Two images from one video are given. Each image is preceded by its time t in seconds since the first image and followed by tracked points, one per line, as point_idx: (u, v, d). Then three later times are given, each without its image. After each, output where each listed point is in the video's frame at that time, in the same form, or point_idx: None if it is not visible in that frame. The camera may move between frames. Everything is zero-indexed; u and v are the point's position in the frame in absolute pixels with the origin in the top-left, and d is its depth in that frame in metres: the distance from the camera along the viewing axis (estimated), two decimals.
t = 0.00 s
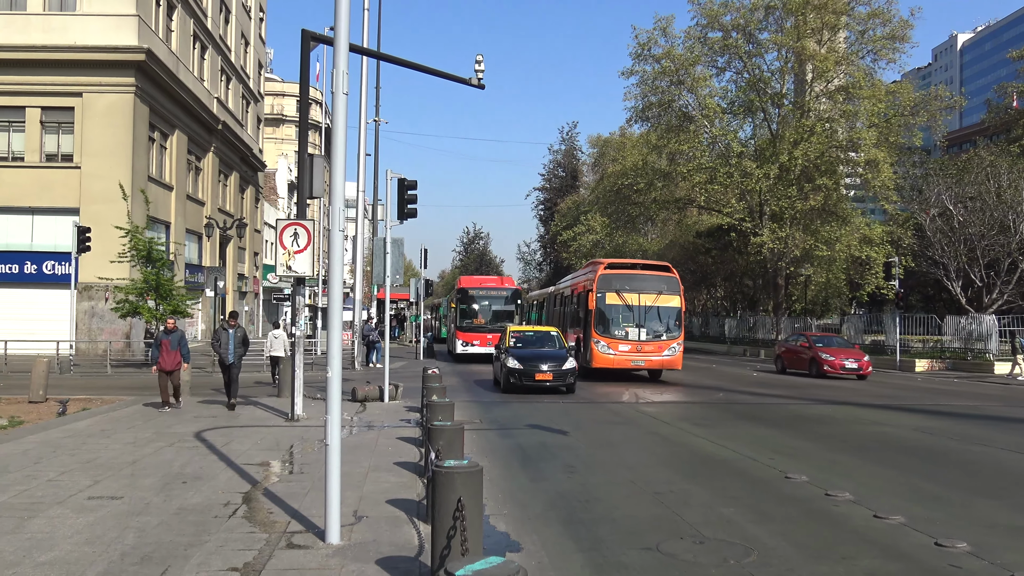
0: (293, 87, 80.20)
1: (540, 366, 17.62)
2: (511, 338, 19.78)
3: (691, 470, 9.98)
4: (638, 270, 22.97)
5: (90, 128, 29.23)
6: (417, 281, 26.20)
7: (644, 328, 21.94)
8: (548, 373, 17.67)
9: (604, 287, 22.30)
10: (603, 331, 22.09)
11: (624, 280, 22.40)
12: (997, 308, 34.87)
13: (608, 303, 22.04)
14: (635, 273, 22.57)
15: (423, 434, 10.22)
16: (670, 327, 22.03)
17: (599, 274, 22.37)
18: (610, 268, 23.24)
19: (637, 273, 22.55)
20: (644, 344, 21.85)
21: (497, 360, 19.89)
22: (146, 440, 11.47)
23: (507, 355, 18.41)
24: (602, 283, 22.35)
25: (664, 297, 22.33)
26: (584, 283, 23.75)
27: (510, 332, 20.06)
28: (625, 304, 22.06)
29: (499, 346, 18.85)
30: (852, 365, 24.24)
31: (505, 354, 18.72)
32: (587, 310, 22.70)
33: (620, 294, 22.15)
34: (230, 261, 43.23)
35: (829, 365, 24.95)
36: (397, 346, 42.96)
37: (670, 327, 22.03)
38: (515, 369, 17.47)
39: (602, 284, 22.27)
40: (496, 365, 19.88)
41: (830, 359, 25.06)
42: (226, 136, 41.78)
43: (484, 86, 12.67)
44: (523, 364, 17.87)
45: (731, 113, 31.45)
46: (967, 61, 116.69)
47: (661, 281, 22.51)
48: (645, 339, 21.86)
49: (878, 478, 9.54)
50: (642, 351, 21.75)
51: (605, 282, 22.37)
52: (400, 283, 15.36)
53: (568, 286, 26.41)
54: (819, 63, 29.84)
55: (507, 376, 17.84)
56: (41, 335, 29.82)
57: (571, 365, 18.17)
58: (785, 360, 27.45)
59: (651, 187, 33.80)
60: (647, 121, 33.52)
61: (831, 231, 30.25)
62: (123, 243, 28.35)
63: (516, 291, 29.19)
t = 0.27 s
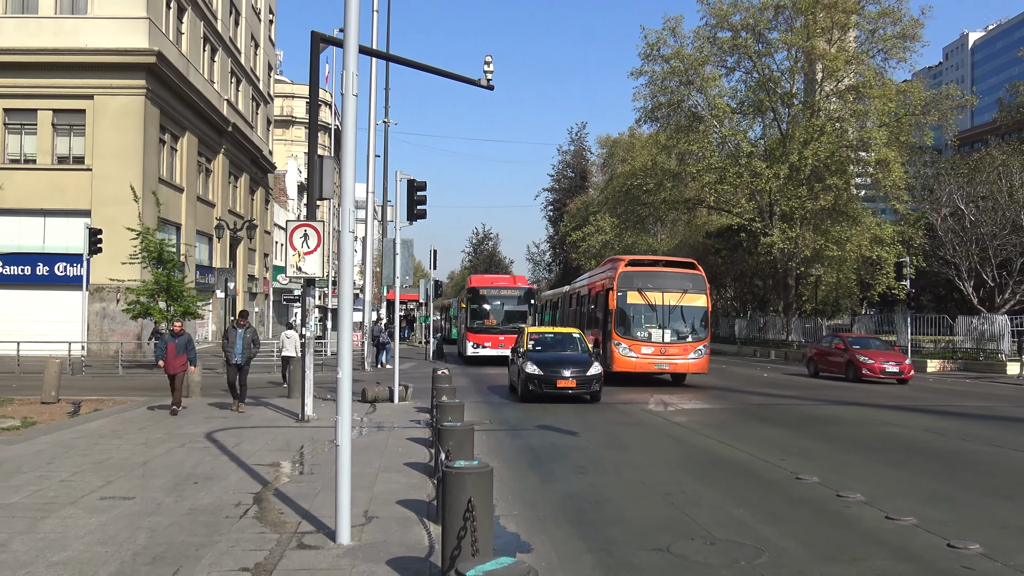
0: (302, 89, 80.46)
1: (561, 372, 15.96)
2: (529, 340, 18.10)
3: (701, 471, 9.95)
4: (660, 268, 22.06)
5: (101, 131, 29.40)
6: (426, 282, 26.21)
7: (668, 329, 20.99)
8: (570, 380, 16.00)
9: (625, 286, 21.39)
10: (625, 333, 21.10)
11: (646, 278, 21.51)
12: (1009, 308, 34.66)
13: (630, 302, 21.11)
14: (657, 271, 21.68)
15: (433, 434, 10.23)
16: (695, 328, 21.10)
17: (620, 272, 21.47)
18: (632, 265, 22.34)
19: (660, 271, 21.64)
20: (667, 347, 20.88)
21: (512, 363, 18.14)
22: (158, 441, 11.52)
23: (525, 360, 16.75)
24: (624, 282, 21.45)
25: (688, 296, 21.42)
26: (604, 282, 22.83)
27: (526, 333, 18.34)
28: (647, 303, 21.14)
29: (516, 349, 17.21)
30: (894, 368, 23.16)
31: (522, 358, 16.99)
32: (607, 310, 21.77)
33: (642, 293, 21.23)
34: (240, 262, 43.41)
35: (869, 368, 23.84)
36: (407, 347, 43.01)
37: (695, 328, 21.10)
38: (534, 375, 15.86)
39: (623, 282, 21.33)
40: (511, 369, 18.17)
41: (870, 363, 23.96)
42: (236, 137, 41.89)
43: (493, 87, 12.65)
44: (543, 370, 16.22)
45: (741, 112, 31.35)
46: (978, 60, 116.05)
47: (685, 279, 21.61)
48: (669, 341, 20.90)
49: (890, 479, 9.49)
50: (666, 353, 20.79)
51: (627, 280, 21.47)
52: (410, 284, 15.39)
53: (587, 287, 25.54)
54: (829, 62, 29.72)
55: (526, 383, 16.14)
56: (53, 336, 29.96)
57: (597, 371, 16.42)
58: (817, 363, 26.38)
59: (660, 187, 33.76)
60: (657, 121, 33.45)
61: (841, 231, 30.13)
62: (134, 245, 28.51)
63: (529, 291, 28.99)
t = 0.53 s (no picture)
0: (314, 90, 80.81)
1: (589, 381, 14.11)
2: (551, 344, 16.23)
3: (714, 473, 9.90)
4: (689, 263, 20.16)
5: (115, 133, 29.62)
6: (438, 283, 26.21)
7: (698, 330, 19.13)
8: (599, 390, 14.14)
9: (650, 283, 19.49)
10: (651, 334, 19.26)
11: (674, 275, 19.55)
12: None
13: (656, 301, 19.26)
14: (686, 266, 19.73)
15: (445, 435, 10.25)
16: (727, 329, 19.25)
17: (646, 268, 19.60)
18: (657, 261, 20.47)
19: (690, 266, 19.67)
20: (697, 350, 19.01)
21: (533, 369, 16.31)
22: (172, 441, 11.58)
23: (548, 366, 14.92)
24: (649, 278, 19.54)
25: (720, 295, 19.53)
26: (628, 278, 20.98)
27: (548, 335, 16.47)
28: (675, 303, 19.28)
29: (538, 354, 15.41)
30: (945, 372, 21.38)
31: (545, 364, 15.13)
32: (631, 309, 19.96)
33: (669, 291, 19.35)
34: (253, 264, 43.59)
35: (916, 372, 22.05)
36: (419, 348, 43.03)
37: (727, 329, 19.25)
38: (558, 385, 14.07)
39: (648, 279, 19.48)
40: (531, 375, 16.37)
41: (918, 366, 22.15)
42: (248, 139, 42.05)
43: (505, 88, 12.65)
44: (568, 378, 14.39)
45: (753, 112, 31.22)
46: (992, 59, 115.21)
47: (716, 277, 19.68)
48: (699, 344, 19.03)
49: (905, 481, 9.40)
50: (696, 357, 18.92)
51: (652, 277, 19.56)
52: (422, 285, 15.41)
53: (608, 284, 23.86)
54: (842, 62, 29.57)
55: (549, 394, 14.30)
56: (69, 337, 30.15)
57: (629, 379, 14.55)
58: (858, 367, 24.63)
59: (672, 187, 33.69)
60: (669, 121, 33.37)
61: (854, 231, 29.96)
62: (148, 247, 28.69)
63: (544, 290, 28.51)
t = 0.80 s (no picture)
0: (326, 92, 81.12)
1: (620, 390, 12.63)
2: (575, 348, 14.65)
3: (726, 474, 9.86)
4: (719, 260, 18.92)
5: (129, 135, 29.83)
6: (450, 283, 26.21)
7: (728, 332, 17.88)
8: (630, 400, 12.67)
9: (678, 281, 18.31)
10: (677, 337, 18.05)
11: (703, 272, 18.34)
12: None
13: (684, 301, 18.07)
14: (714, 263, 18.52)
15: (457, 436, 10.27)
16: (760, 331, 17.99)
17: (672, 266, 18.42)
18: (685, 258, 19.29)
19: (719, 263, 18.46)
20: (728, 352, 17.78)
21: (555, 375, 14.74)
22: (185, 441, 11.63)
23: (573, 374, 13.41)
24: (676, 276, 18.35)
25: (752, 294, 18.29)
26: (652, 277, 19.77)
27: (571, 338, 14.88)
28: (704, 303, 18.08)
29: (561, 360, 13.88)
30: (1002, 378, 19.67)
31: (568, 371, 13.57)
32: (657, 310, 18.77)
33: (698, 290, 18.15)
34: (266, 264, 43.78)
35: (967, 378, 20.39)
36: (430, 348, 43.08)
37: (760, 330, 17.99)
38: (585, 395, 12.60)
39: (676, 277, 18.29)
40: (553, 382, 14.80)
41: (969, 370, 20.47)
42: (260, 140, 42.21)
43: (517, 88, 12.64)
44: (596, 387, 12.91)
45: (766, 112, 31.02)
46: (1008, 58, 114.35)
47: (747, 274, 18.45)
48: (730, 346, 17.79)
49: (919, 482, 9.34)
50: (726, 361, 17.71)
51: (680, 275, 18.36)
52: (434, 286, 15.42)
53: (629, 283, 22.64)
54: (856, 61, 29.42)
55: (574, 405, 12.80)
56: (84, 337, 30.36)
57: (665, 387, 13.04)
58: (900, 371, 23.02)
59: (684, 188, 33.54)
60: (681, 121, 33.24)
61: (868, 231, 29.78)
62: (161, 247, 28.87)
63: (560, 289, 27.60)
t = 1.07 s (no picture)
0: (338, 93, 81.46)
1: (662, 408, 10.71)
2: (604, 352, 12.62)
3: (737, 476, 9.83)
4: (754, 256, 17.16)
5: (142, 136, 30.02)
6: (460, 284, 26.24)
7: (766, 337, 16.14)
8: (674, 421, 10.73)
9: (710, 280, 16.53)
10: (709, 342, 16.30)
11: (737, 271, 16.61)
12: None
13: (717, 302, 16.33)
14: (750, 260, 16.75)
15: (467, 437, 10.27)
16: (801, 335, 16.25)
17: (703, 263, 16.66)
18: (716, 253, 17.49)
19: (754, 260, 16.71)
20: (767, 359, 16.03)
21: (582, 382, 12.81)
22: (197, 441, 11.68)
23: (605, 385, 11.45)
24: (708, 275, 16.59)
25: (793, 294, 16.51)
26: (680, 274, 18.02)
27: (600, 341, 12.92)
28: (739, 304, 16.35)
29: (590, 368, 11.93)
30: None
31: (599, 381, 11.64)
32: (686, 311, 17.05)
33: (732, 290, 16.41)
34: (277, 265, 43.96)
35: None
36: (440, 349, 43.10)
37: (801, 334, 16.25)
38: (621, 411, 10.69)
39: (708, 275, 16.52)
40: (579, 390, 12.88)
41: None
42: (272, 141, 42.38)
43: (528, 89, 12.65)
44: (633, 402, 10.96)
45: (778, 114, 30.77)
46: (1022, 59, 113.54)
47: (786, 272, 16.65)
48: (769, 352, 16.05)
49: (932, 486, 9.28)
50: (764, 368, 15.99)
51: (712, 273, 16.60)
52: (445, 287, 15.41)
53: (652, 281, 20.88)
54: (868, 62, 29.26)
55: (607, 423, 10.89)
56: (96, 337, 30.53)
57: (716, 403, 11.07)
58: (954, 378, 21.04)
59: (695, 189, 33.40)
60: (692, 123, 33.11)
61: (880, 233, 29.61)
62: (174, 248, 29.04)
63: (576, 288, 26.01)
